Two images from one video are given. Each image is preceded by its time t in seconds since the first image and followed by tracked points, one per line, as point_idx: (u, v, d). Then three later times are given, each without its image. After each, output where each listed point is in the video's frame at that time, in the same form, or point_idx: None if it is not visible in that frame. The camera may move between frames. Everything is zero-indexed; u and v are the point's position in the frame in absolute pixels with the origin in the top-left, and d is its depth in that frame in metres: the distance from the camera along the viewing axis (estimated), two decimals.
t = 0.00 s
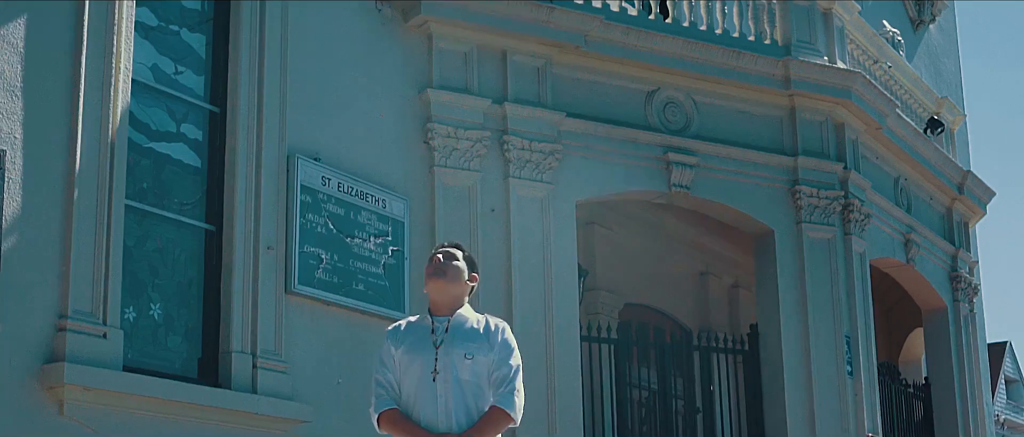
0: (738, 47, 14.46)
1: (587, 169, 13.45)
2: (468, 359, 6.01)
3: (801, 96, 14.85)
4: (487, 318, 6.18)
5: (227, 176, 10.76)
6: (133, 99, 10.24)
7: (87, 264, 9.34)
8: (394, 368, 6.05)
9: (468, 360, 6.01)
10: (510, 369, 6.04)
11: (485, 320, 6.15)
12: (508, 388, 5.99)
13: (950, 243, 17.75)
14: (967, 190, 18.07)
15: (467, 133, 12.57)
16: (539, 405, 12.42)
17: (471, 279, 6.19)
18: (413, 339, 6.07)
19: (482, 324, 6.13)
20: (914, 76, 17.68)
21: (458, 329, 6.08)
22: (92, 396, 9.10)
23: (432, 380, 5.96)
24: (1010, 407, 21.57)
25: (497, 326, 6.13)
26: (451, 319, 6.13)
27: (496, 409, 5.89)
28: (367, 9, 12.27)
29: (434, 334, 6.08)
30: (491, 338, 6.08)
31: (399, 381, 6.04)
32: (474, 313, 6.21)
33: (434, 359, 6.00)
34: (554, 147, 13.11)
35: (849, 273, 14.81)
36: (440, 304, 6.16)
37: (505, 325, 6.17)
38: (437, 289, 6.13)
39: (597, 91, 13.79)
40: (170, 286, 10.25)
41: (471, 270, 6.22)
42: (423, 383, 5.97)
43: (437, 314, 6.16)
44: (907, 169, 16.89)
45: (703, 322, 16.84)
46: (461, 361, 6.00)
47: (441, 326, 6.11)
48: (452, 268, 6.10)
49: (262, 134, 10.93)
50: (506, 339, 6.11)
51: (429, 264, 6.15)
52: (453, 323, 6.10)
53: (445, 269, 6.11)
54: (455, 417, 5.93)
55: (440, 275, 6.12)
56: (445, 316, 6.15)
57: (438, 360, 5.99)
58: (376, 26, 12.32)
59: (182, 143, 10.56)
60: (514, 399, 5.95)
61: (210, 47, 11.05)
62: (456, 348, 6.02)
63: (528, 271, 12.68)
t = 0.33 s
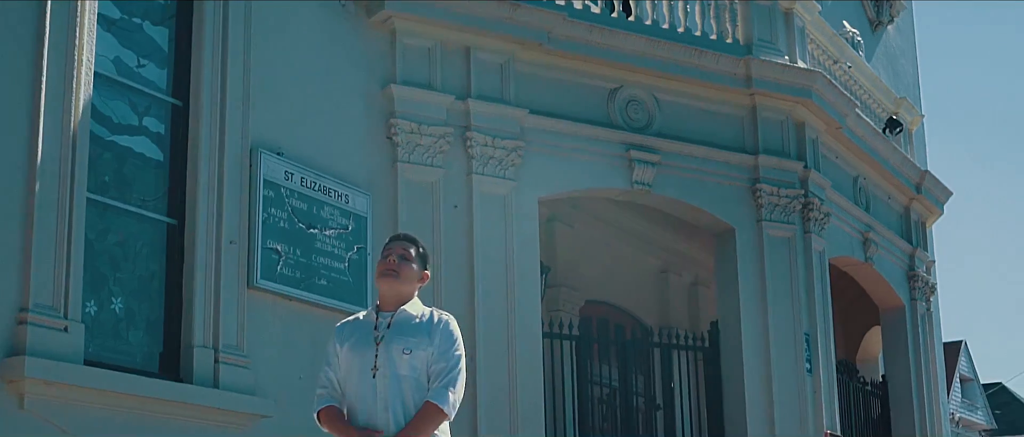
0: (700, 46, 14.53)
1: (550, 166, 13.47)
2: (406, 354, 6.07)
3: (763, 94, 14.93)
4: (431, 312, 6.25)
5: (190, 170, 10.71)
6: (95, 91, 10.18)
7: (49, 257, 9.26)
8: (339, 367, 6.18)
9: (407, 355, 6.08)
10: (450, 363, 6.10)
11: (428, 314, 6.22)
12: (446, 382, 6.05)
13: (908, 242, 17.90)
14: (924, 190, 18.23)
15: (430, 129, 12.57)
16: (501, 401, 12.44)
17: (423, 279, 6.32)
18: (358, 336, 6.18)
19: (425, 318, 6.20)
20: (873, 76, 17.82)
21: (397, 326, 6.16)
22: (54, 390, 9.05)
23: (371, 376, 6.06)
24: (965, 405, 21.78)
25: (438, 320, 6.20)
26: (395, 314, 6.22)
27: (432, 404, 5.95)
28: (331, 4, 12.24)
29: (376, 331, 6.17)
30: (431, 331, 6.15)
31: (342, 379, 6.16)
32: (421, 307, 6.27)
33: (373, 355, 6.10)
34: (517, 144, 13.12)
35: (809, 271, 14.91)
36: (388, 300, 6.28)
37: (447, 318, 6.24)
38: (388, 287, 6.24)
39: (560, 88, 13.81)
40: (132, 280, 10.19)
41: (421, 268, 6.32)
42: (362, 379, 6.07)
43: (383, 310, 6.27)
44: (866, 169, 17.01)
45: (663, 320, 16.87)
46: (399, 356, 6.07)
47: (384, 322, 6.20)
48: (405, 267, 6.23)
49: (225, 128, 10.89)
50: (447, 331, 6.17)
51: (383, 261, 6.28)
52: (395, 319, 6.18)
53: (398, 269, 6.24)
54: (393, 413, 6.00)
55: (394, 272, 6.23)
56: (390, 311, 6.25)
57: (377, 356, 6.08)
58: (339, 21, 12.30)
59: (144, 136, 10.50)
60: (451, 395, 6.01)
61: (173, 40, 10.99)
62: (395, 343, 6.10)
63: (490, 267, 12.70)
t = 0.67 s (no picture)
0: (679, 43, 14.53)
1: (530, 163, 13.43)
2: (386, 350, 5.94)
3: (741, 92, 14.92)
4: (407, 307, 6.12)
5: (168, 166, 10.63)
6: (72, 87, 10.11)
7: (24, 254, 9.17)
8: (315, 364, 6.03)
9: (386, 351, 5.94)
10: (431, 359, 5.98)
11: (403, 309, 6.10)
12: (429, 379, 5.93)
13: (886, 240, 17.93)
14: (902, 188, 18.27)
15: (409, 126, 12.52)
16: (481, 399, 12.40)
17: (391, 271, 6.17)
18: (334, 333, 6.04)
19: (400, 313, 6.07)
20: (851, 74, 17.84)
21: (375, 322, 6.02)
22: (30, 387, 8.96)
23: (352, 375, 5.92)
24: (942, 403, 21.81)
25: (414, 315, 6.07)
26: (370, 311, 6.08)
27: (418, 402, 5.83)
28: None
29: (353, 328, 6.04)
30: (408, 326, 6.02)
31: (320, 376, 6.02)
32: (395, 302, 6.14)
33: (353, 352, 5.96)
34: (497, 141, 13.08)
35: (788, 268, 14.91)
36: (360, 298, 6.11)
37: (423, 312, 6.11)
38: (364, 286, 6.06)
39: (540, 85, 13.77)
40: (110, 277, 10.11)
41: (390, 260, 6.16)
42: (343, 377, 5.94)
43: (357, 307, 6.10)
44: (844, 167, 17.03)
45: (642, 317, 16.92)
46: (379, 352, 5.93)
47: (360, 318, 6.06)
48: (379, 265, 6.05)
49: (204, 124, 10.81)
50: (425, 325, 6.05)
51: (352, 261, 6.05)
52: (371, 316, 6.05)
53: (372, 268, 6.05)
54: (377, 413, 5.88)
55: (368, 272, 6.05)
56: (365, 308, 6.10)
57: (356, 354, 5.95)
58: (319, 17, 12.24)
59: (121, 132, 10.42)
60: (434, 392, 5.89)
61: (150, 36, 10.91)
62: (373, 340, 5.95)
63: (470, 265, 12.65)
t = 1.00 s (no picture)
0: (678, 40, 14.51)
1: (529, 160, 13.41)
2: (397, 347, 5.92)
3: (741, 89, 14.90)
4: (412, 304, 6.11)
5: (166, 164, 10.61)
6: (70, 84, 10.09)
7: (22, 253, 9.13)
8: (322, 359, 5.99)
9: (397, 348, 5.92)
10: (441, 358, 5.97)
11: (410, 306, 6.08)
12: (439, 378, 5.92)
13: (886, 237, 17.91)
14: (903, 185, 18.24)
15: (409, 123, 12.50)
16: (481, 396, 12.38)
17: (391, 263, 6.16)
18: (341, 328, 5.99)
19: (408, 310, 6.05)
20: (851, 71, 17.80)
21: (384, 318, 6.00)
22: (29, 385, 8.94)
23: (361, 370, 5.89)
24: (943, 400, 21.77)
25: (423, 313, 6.05)
26: (378, 306, 6.06)
27: (432, 401, 5.83)
28: None
29: (361, 323, 6.00)
30: (418, 324, 6.00)
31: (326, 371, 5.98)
32: (400, 298, 6.13)
33: (362, 347, 5.93)
34: (496, 138, 13.06)
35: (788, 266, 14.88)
36: (365, 293, 6.08)
37: (431, 312, 6.10)
38: (367, 280, 6.04)
39: (540, 82, 13.74)
40: (109, 274, 10.10)
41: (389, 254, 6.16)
42: (351, 372, 5.91)
43: (362, 304, 6.07)
44: (845, 164, 17.00)
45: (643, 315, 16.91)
46: (389, 349, 5.91)
47: (367, 314, 6.03)
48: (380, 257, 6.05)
49: (203, 121, 10.79)
50: (434, 325, 6.04)
51: (353, 258, 6.04)
52: (379, 311, 6.03)
53: (374, 262, 6.04)
54: (387, 410, 5.84)
55: (370, 266, 6.04)
56: (371, 303, 6.08)
57: (366, 349, 5.92)
58: (318, 14, 12.22)
59: (120, 130, 10.41)
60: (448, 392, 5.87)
61: (149, 34, 10.89)
62: (383, 336, 5.94)
63: (469, 262, 12.63)
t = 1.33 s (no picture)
0: (688, 40, 14.46)
1: (539, 161, 13.37)
2: (426, 343, 5.94)
3: (752, 88, 14.83)
4: (440, 303, 6.13)
5: (175, 166, 10.59)
6: (78, 87, 10.05)
7: (32, 255, 9.10)
8: (344, 351, 6.00)
9: (425, 344, 5.94)
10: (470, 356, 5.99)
11: (439, 304, 6.11)
12: (469, 377, 5.95)
13: (898, 236, 17.83)
14: (915, 184, 18.16)
15: (418, 124, 12.47)
16: (492, 398, 12.33)
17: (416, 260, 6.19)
18: (369, 324, 6.01)
19: (437, 307, 6.08)
20: (862, 69, 17.73)
21: (413, 315, 6.03)
22: (39, 389, 8.87)
23: (389, 365, 5.90)
24: (958, 399, 21.67)
25: (452, 311, 6.07)
26: (406, 303, 6.08)
27: (462, 400, 5.87)
28: None
29: (389, 320, 6.02)
30: (447, 321, 6.02)
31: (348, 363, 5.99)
32: (427, 295, 6.15)
33: (390, 343, 5.94)
34: (506, 139, 13.03)
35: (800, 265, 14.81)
36: (393, 290, 6.10)
37: (461, 310, 6.12)
38: (394, 275, 6.07)
39: (549, 82, 13.70)
40: (118, 277, 10.07)
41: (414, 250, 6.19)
42: (379, 367, 5.92)
43: (391, 301, 6.09)
44: (856, 163, 16.93)
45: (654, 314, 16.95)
46: (418, 344, 5.93)
47: (396, 310, 6.05)
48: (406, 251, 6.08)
49: (211, 123, 10.77)
50: (463, 322, 6.06)
51: (377, 254, 6.08)
52: (407, 308, 6.05)
53: (398, 257, 6.07)
54: (414, 406, 5.86)
55: (396, 261, 6.07)
56: (400, 300, 6.10)
57: (394, 344, 5.93)
58: (326, 16, 12.18)
59: (128, 132, 10.38)
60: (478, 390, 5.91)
61: (156, 36, 10.86)
62: (412, 332, 5.96)
63: (479, 263, 12.59)
